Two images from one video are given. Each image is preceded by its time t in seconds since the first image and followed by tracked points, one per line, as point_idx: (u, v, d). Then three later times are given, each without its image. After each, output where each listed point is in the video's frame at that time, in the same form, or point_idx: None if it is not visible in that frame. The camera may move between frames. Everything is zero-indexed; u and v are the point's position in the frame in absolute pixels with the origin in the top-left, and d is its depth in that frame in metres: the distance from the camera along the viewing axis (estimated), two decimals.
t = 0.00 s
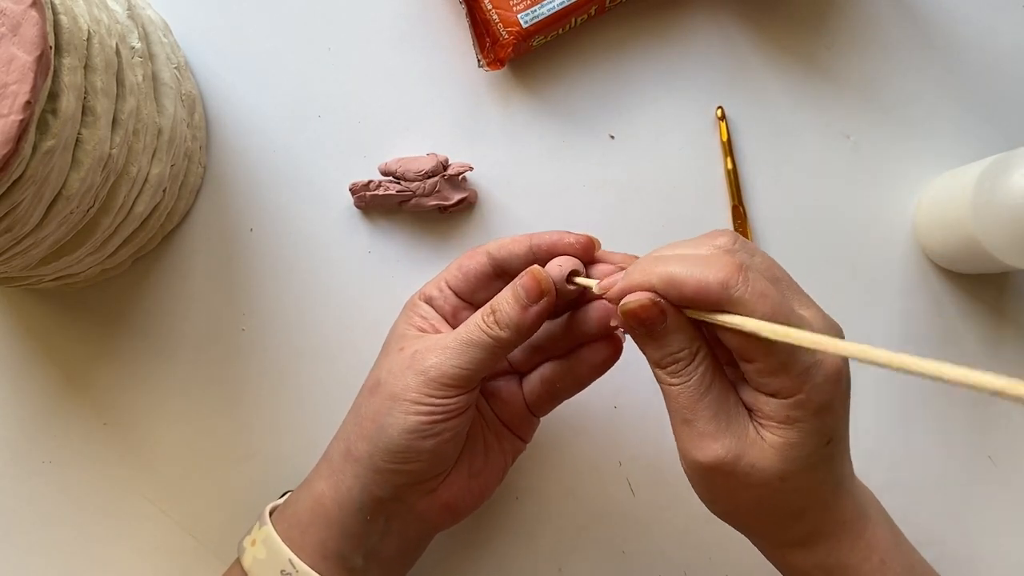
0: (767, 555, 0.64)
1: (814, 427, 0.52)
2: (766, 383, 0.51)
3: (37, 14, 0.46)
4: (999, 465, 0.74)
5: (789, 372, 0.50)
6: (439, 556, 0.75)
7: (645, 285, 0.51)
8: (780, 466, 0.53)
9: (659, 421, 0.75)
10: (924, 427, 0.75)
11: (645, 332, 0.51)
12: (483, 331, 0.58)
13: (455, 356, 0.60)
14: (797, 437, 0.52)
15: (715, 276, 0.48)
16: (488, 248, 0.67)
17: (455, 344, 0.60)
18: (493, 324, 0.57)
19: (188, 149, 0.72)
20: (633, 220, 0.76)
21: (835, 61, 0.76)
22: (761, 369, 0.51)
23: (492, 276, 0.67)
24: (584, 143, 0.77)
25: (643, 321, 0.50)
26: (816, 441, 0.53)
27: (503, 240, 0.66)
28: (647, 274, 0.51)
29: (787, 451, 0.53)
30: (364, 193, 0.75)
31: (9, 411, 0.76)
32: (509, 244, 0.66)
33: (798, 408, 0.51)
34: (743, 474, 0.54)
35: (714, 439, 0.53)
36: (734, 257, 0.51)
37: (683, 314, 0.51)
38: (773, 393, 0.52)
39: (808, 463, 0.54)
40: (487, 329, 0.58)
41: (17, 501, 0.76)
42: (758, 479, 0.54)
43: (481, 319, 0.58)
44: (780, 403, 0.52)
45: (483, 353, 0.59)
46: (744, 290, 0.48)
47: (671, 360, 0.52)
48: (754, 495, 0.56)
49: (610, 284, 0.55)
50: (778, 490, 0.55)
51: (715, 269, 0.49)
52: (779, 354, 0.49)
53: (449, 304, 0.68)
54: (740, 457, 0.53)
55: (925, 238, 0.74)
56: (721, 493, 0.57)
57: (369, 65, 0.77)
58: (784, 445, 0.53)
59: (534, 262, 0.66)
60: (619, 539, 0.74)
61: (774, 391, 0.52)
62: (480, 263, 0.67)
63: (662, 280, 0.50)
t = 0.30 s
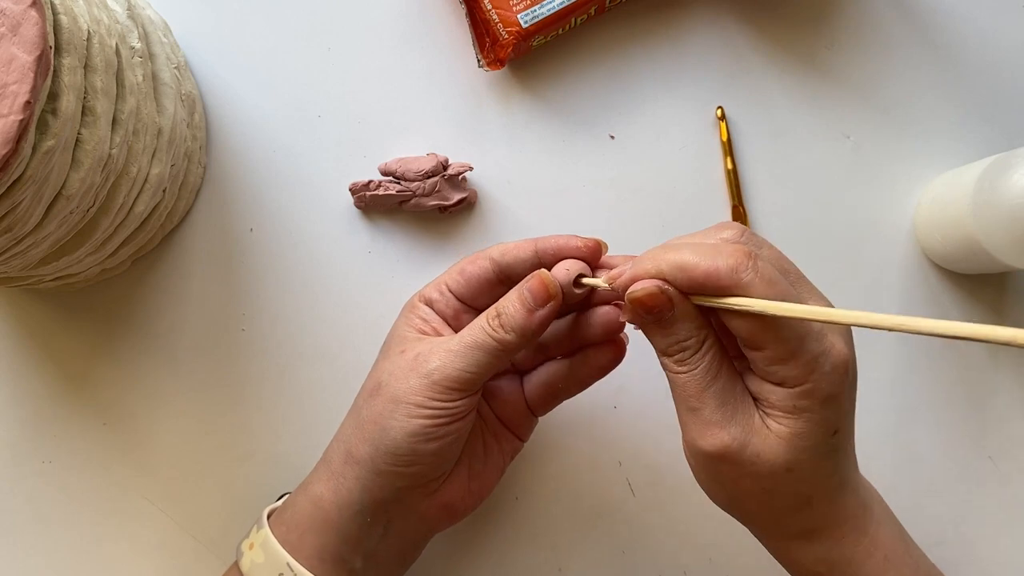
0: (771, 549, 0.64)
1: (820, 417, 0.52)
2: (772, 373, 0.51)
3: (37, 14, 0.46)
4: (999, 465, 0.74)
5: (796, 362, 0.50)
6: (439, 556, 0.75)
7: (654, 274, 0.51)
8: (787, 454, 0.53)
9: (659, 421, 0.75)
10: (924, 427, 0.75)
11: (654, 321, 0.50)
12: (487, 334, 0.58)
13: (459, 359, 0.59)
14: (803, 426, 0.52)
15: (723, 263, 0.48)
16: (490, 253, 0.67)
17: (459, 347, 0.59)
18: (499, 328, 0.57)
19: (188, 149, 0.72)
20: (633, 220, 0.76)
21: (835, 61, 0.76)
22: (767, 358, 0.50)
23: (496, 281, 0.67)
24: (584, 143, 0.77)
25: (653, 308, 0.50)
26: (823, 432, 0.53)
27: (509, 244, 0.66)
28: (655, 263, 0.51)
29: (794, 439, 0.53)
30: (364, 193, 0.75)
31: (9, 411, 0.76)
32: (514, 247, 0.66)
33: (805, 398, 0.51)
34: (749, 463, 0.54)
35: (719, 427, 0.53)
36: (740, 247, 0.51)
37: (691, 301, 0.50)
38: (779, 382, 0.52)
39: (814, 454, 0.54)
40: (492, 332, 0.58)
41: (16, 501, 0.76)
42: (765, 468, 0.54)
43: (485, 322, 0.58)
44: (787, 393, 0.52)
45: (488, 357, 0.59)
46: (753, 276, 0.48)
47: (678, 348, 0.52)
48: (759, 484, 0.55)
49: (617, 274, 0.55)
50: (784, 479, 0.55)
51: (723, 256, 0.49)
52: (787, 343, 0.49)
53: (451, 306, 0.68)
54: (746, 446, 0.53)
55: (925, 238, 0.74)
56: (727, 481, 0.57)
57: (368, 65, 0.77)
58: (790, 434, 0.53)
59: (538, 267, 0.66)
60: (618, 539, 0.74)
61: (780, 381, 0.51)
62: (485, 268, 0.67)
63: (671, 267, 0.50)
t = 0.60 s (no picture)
0: (771, 547, 0.64)
1: (822, 410, 0.52)
2: (776, 363, 0.51)
3: (37, 14, 0.46)
4: (999, 465, 0.74)
5: (800, 351, 0.50)
6: (439, 556, 0.75)
7: (661, 265, 0.51)
8: (788, 447, 0.53)
9: (660, 421, 0.75)
10: (924, 427, 0.75)
11: (657, 311, 0.50)
12: (494, 336, 0.58)
13: (465, 360, 0.59)
14: (806, 419, 0.52)
15: (733, 251, 0.49)
16: (493, 248, 0.67)
17: (465, 348, 0.59)
18: (505, 329, 0.57)
19: (188, 149, 0.72)
20: (634, 220, 0.76)
21: (836, 61, 0.76)
22: (769, 346, 0.50)
23: (498, 277, 0.68)
24: (584, 143, 0.77)
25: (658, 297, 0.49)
26: (825, 424, 0.53)
27: (510, 239, 0.66)
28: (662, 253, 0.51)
29: (796, 431, 0.53)
30: (364, 193, 0.75)
31: (9, 412, 0.76)
32: (516, 242, 0.66)
33: (808, 390, 0.51)
34: (750, 454, 0.54)
35: (720, 418, 0.53)
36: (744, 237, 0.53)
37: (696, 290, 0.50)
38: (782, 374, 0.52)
39: (816, 448, 0.54)
40: (498, 334, 0.57)
41: (16, 501, 0.76)
42: (766, 460, 0.54)
43: (491, 324, 0.58)
44: (790, 384, 0.52)
45: (494, 358, 0.58)
46: (757, 265, 0.49)
47: (680, 339, 0.52)
48: (760, 477, 0.56)
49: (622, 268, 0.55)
50: (785, 473, 0.55)
51: (731, 245, 0.50)
52: (791, 330, 0.49)
53: (455, 304, 0.69)
54: (748, 437, 0.53)
55: (925, 238, 0.74)
56: (728, 472, 0.57)
57: (368, 65, 0.77)
58: (793, 427, 0.53)
59: (541, 262, 0.66)
60: (619, 539, 0.74)
61: (784, 372, 0.51)
62: (487, 264, 0.67)
63: (680, 255, 0.49)
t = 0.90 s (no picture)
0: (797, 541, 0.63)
1: (887, 406, 0.52)
2: (842, 351, 0.51)
3: (37, 14, 0.46)
4: (999, 465, 0.74)
5: (871, 341, 0.50)
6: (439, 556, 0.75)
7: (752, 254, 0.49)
8: (853, 445, 0.53)
9: (659, 420, 0.75)
10: (925, 427, 0.75)
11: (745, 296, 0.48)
12: (482, 331, 0.57)
13: (453, 357, 0.59)
14: (870, 419, 0.52)
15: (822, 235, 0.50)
16: (479, 235, 0.67)
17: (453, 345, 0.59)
18: (493, 321, 0.57)
19: (188, 149, 0.72)
20: (633, 220, 0.76)
21: (836, 61, 0.76)
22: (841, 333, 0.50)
23: (489, 262, 0.67)
24: (584, 143, 0.77)
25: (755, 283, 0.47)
26: (886, 420, 0.52)
27: (497, 224, 0.66)
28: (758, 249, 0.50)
29: (862, 431, 0.52)
30: (364, 193, 0.75)
31: (9, 411, 0.76)
32: (503, 223, 0.66)
33: (873, 385, 0.51)
34: (815, 452, 0.53)
35: (793, 415, 0.52)
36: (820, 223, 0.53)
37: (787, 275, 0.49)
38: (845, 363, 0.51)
39: (877, 443, 0.53)
40: (486, 327, 0.57)
41: (17, 501, 0.76)
42: (829, 458, 0.53)
43: (479, 317, 0.58)
44: (855, 376, 0.51)
45: (482, 354, 0.58)
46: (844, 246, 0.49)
47: (766, 329, 0.50)
48: (816, 473, 0.54)
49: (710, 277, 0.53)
50: (845, 470, 0.54)
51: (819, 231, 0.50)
52: (866, 315, 0.49)
53: (448, 299, 0.69)
54: (815, 434, 0.52)
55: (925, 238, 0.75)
56: (785, 473, 0.55)
57: (368, 65, 0.77)
58: (858, 427, 0.52)
59: (530, 240, 0.66)
60: (618, 539, 0.75)
61: (849, 362, 0.51)
62: (476, 251, 0.67)
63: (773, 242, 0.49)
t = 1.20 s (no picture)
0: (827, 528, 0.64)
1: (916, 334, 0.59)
2: (877, 297, 0.58)
3: (37, 14, 0.46)
4: (999, 465, 0.74)
5: (896, 281, 0.58)
6: (439, 556, 0.75)
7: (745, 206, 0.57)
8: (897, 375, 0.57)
9: (659, 420, 0.75)
10: (925, 427, 0.75)
11: (786, 255, 0.50)
12: (496, 318, 0.57)
13: (469, 346, 0.59)
14: (908, 341, 0.58)
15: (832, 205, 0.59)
16: (468, 225, 0.66)
17: (466, 334, 0.59)
18: (506, 307, 0.57)
19: (189, 149, 0.72)
20: (633, 220, 0.76)
21: (835, 62, 0.76)
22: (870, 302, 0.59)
23: (480, 252, 0.67)
24: (584, 143, 0.77)
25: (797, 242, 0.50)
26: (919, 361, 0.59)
27: (488, 215, 0.65)
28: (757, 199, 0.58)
29: (904, 354, 0.58)
30: (364, 193, 0.75)
31: (9, 411, 0.76)
32: (497, 216, 0.65)
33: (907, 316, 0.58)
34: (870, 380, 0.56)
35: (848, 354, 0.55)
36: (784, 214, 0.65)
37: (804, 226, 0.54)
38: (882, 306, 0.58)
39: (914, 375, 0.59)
40: (502, 314, 0.57)
41: (17, 501, 0.76)
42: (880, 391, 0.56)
43: (491, 304, 0.58)
44: (892, 313, 0.58)
45: (498, 339, 0.58)
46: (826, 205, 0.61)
47: (809, 281, 0.52)
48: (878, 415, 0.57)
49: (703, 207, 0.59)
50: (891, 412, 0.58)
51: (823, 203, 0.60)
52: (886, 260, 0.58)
53: (437, 287, 0.68)
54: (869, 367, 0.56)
55: (924, 238, 0.75)
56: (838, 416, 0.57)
57: (368, 65, 0.77)
58: (900, 347, 0.58)
59: (524, 231, 0.65)
60: (618, 539, 0.74)
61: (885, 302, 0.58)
62: (466, 244, 0.66)
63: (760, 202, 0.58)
